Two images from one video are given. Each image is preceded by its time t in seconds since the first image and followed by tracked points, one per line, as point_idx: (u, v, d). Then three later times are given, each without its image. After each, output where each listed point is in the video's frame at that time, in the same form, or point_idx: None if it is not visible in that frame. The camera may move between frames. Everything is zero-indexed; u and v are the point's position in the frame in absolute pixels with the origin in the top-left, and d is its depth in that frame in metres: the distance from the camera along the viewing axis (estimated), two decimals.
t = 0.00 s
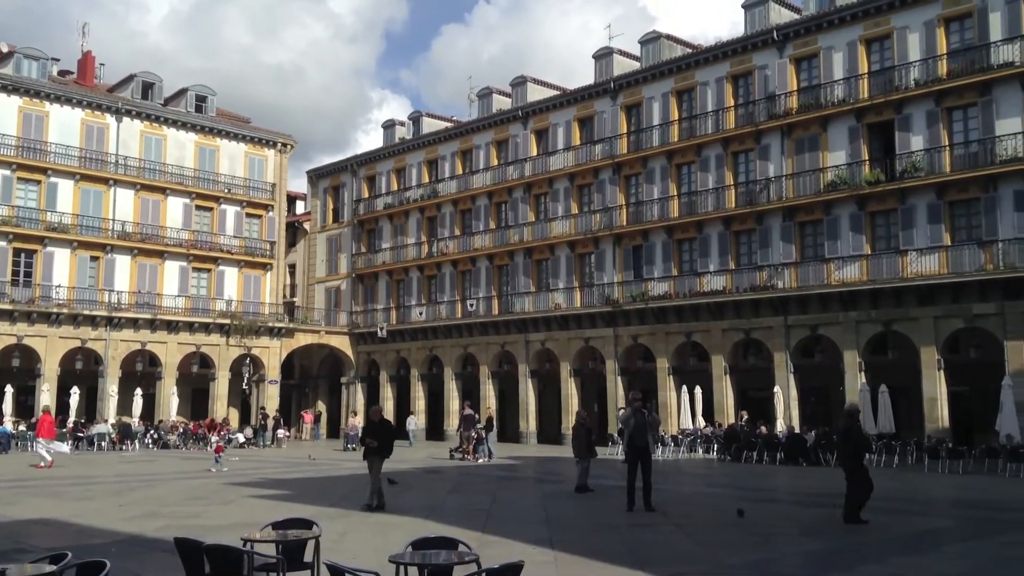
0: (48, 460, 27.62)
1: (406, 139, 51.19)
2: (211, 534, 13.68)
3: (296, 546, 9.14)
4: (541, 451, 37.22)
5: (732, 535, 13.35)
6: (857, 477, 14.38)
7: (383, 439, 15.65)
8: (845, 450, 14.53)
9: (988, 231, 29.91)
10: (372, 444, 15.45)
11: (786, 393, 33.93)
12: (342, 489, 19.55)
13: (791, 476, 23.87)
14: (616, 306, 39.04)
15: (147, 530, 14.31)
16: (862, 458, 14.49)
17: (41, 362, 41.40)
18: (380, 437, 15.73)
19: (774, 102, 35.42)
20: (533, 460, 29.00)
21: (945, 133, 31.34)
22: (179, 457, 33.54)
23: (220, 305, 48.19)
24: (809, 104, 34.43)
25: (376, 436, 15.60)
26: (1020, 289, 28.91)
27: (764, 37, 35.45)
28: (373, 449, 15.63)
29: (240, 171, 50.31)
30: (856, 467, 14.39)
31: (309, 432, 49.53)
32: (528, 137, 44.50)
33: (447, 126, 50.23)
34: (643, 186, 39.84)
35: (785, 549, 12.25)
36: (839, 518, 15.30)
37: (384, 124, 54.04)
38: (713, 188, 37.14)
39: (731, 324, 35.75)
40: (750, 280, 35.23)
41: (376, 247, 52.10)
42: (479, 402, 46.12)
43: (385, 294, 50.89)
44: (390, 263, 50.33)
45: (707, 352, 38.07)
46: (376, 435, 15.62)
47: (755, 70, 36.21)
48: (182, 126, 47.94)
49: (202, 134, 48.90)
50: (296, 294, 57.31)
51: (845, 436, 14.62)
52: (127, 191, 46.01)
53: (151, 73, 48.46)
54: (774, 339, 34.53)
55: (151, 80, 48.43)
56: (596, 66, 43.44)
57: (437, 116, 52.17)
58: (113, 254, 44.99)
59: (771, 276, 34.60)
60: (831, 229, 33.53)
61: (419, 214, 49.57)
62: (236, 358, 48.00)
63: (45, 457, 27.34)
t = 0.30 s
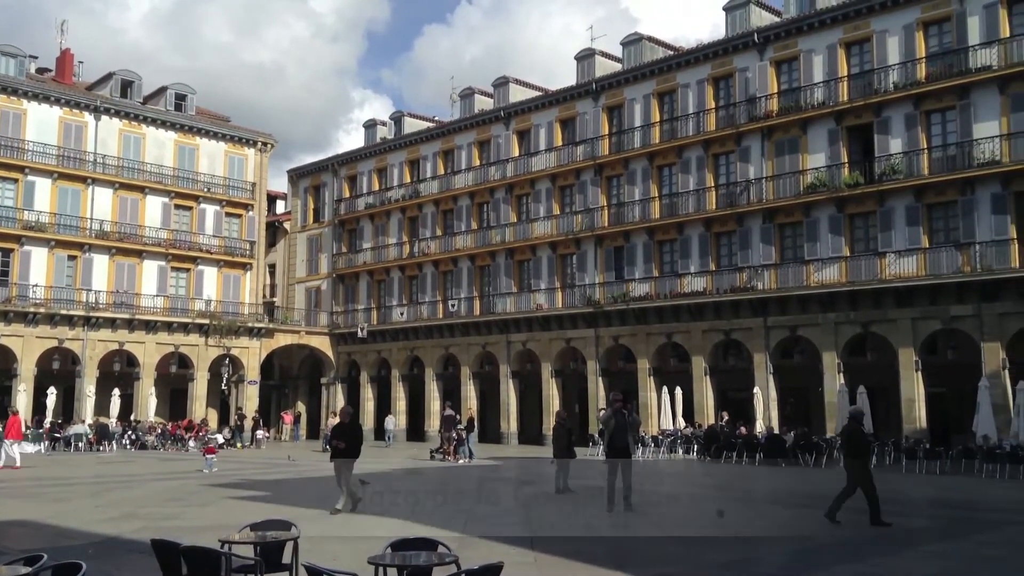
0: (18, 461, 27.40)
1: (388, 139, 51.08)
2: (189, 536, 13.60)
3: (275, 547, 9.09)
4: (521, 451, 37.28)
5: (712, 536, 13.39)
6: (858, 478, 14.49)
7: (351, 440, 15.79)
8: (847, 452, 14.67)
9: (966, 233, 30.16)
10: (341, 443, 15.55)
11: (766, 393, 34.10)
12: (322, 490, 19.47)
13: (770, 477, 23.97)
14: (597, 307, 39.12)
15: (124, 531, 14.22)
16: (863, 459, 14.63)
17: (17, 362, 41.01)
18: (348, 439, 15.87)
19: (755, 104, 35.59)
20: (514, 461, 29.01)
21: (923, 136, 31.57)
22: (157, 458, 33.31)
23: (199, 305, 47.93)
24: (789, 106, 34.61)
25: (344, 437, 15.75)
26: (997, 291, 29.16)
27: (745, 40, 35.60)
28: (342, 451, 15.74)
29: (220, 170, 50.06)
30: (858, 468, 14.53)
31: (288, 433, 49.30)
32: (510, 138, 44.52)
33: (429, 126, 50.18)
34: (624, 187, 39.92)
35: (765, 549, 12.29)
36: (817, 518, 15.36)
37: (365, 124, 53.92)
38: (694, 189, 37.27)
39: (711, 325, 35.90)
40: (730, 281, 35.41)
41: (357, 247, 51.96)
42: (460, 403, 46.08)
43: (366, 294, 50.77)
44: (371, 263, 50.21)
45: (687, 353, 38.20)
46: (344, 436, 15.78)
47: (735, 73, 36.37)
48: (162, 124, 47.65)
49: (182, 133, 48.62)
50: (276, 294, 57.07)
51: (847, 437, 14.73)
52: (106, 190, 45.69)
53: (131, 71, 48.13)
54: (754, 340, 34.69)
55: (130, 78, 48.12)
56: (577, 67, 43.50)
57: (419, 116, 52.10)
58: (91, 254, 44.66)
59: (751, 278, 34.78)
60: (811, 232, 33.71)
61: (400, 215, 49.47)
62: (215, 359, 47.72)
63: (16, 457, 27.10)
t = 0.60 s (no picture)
0: None
1: (369, 140, 50.97)
2: (165, 538, 13.52)
3: (253, 550, 9.05)
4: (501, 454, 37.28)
5: (691, 537, 13.46)
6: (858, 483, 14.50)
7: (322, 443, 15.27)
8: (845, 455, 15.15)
9: (943, 237, 30.44)
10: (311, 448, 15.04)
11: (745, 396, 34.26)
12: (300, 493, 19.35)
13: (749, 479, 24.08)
14: (578, 309, 39.20)
15: (100, 534, 14.11)
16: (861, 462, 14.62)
17: None
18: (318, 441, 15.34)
19: (735, 107, 35.75)
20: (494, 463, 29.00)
21: (902, 140, 31.81)
22: (134, 460, 33.06)
23: (178, 306, 47.65)
24: (769, 110, 34.80)
25: (315, 440, 15.21)
26: (973, 294, 29.47)
27: (726, 43, 35.78)
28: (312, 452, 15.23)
29: (199, 170, 49.78)
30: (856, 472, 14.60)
31: (267, 435, 49.05)
32: (491, 140, 44.52)
33: (410, 127, 50.11)
34: (605, 190, 40.00)
35: (743, 551, 12.38)
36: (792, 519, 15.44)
37: (346, 125, 53.79)
38: (675, 192, 37.39)
39: (691, 327, 36.04)
40: (710, 284, 35.56)
41: (337, 248, 51.80)
42: (440, 405, 46.02)
43: (346, 295, 50.62)
44: (352, 264, 50.06)
45: (668, 355, 38.31)
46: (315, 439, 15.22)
47: (716, 76, 36.53)
48: (140, 124, 47.32)
49: (161, 133, 48.31)
50: (255, 295, 56.79)
51: (846, 439, 15.20)
52: (84, 190, 45.33)
53: (109, 70, 47.78)
54: (733, 343, 34.85)
55: (109, 77, 47.77)
56: (559, 69, 43.55)
57: (400, 117, 52.03)
58: (68, 254, 44.29)
59: (731, 281, 34.96)
60: (790, 235, 33.90)
61: (381, 216, 49.36)
62: (193, 360, 47.40)
63: None
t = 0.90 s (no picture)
0: None
1: (348, 142, 50.80)
2: (141, 543, 13.40)
3: (229, 555, 8.99)
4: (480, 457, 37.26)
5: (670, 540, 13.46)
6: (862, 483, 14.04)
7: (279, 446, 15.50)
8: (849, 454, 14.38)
9: (919, 240, 30.69)
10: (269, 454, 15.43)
11: (723, 398, 34.42)
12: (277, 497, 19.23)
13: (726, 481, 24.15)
14: (558, 311, 39.27)
15: (74, 538, 13.97)
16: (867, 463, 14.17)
17: None
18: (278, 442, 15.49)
19: (714, 111, 35.92)
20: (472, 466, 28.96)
21: (878, 144, 32.07)
22: (109, 464, 32.74)
23: (154, 308, 47.34)
24: (747, 114, 34.99)
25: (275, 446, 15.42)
26: (949, 297, 29.70)
27: (704, 47, 35.98)
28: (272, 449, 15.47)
29: (176, 172, 49.47)
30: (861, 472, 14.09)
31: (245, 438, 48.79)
32: (471, 142, 44.53)
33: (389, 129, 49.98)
34: (585, 192, 40.09)
35: (722, 553, 12.39)
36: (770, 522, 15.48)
37: (325, 126, 53.57)
38: (654, 195, 37.51)
39: (669, 330, 36.17)
40: (689, 286, 35.72)
41: (316, 251, 51.57)
42: (419, 408, 45.92)
43: (325, 298, 50.42)
44: (330, 266, 49.87)
45: (647, 358, 38.42)
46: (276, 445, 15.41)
47: (695, 80, 36.68)
48: (117, 124, 46.98)
49: (137, 134, 47.96)
50: (233, 298, 56.46)
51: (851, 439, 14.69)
52: (59, 191, 44.95)
53: (85, 71, 47.39)
54: (712, 345, 35.01)
55: (85, 77, 47.38)
56: (539, 72, 43.61)
57: (379, 119, 51.87)
58: (43, 256, 43.87)
59: (710, 283, 35.15)
60: (768, 238, 34.10)
61: (360, 218, 49.24)
62: (170, 363, 47.05)
63: None
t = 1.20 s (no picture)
0: None
1: (320, 142, 50.57)
2: (106, 547, 13.25)
3: (195, 559, 8.90)
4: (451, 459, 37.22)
5: (642, 541, 13.51)
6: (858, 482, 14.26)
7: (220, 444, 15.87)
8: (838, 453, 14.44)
9: (887, 244, 31.02)
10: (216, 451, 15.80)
11: (693, 400, 34.60)
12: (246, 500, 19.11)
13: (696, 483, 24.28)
14: (530, 314, 39.32)
15: (38, 543, 13.79)
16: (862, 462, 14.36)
17: None
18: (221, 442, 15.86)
19: (685, 116, 36.12)
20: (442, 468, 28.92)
21: (846, 149, 32.39)
22: (75, 467, 32.36)
23: (121, 310, 46.86)
24: (718, 118, 35.20)
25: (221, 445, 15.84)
26: (916, 300, 30.04)
27: (676, 52, 36.17)
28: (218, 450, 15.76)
29: (144, 172, 49.01)
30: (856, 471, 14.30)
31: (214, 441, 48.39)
32: (444, 144, 44.47)
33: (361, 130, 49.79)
34: (557, 195, 40.14)
35: (692, 554, 12.45)
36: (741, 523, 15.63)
37: (296, 127, 53.28)
38: (626, 198, 37.63)
39: (641, 332, 36.31)
40: (660, 289, 35.89)
41: (286, 252, 51.27)
42: (390, 410, 45.78)
43: (295, 299, 50.12)
44: (301, 268, 49.60)
45: (618, 360, 38.53)
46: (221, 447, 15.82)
47: (667, 84, 36.88)
48: (85, 123, 46.46)
49: (105, 133, 47.46)
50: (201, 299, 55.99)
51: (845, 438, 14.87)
52: (25, 191, 44.38)
53: (53, 69, 46.82)
54: (683, 348, 35.20)
55: (52, 76, 46.81)
56: (512, 74, 43.64)
57: (351, 120, 51.68)
58: (8, 256, 43.29)
59: (681, 286, 35.32)
60: (738, 241, 34.33)
61: (332, 219, 49.02)
62: (137, 365, 46.58)
63: None
